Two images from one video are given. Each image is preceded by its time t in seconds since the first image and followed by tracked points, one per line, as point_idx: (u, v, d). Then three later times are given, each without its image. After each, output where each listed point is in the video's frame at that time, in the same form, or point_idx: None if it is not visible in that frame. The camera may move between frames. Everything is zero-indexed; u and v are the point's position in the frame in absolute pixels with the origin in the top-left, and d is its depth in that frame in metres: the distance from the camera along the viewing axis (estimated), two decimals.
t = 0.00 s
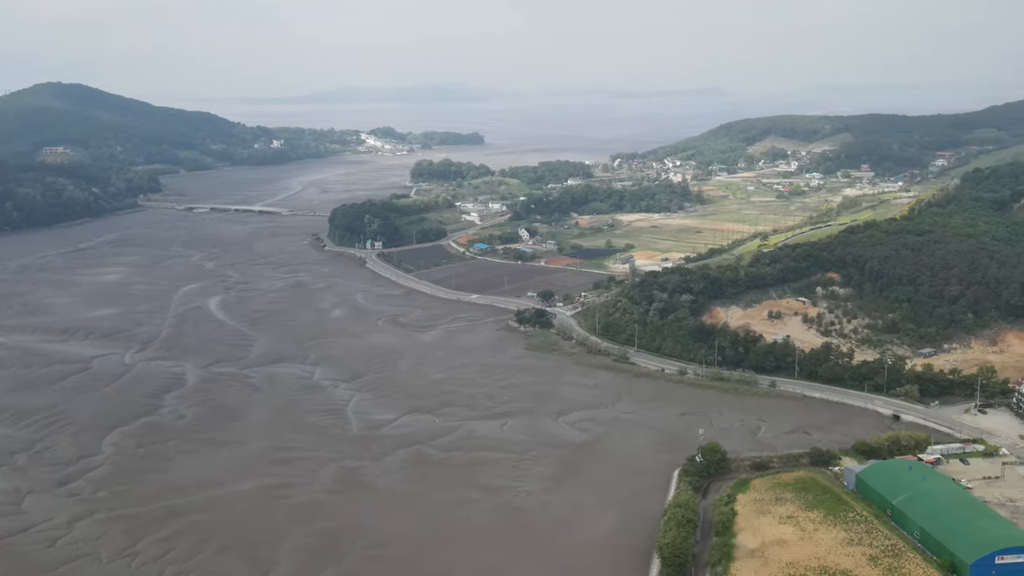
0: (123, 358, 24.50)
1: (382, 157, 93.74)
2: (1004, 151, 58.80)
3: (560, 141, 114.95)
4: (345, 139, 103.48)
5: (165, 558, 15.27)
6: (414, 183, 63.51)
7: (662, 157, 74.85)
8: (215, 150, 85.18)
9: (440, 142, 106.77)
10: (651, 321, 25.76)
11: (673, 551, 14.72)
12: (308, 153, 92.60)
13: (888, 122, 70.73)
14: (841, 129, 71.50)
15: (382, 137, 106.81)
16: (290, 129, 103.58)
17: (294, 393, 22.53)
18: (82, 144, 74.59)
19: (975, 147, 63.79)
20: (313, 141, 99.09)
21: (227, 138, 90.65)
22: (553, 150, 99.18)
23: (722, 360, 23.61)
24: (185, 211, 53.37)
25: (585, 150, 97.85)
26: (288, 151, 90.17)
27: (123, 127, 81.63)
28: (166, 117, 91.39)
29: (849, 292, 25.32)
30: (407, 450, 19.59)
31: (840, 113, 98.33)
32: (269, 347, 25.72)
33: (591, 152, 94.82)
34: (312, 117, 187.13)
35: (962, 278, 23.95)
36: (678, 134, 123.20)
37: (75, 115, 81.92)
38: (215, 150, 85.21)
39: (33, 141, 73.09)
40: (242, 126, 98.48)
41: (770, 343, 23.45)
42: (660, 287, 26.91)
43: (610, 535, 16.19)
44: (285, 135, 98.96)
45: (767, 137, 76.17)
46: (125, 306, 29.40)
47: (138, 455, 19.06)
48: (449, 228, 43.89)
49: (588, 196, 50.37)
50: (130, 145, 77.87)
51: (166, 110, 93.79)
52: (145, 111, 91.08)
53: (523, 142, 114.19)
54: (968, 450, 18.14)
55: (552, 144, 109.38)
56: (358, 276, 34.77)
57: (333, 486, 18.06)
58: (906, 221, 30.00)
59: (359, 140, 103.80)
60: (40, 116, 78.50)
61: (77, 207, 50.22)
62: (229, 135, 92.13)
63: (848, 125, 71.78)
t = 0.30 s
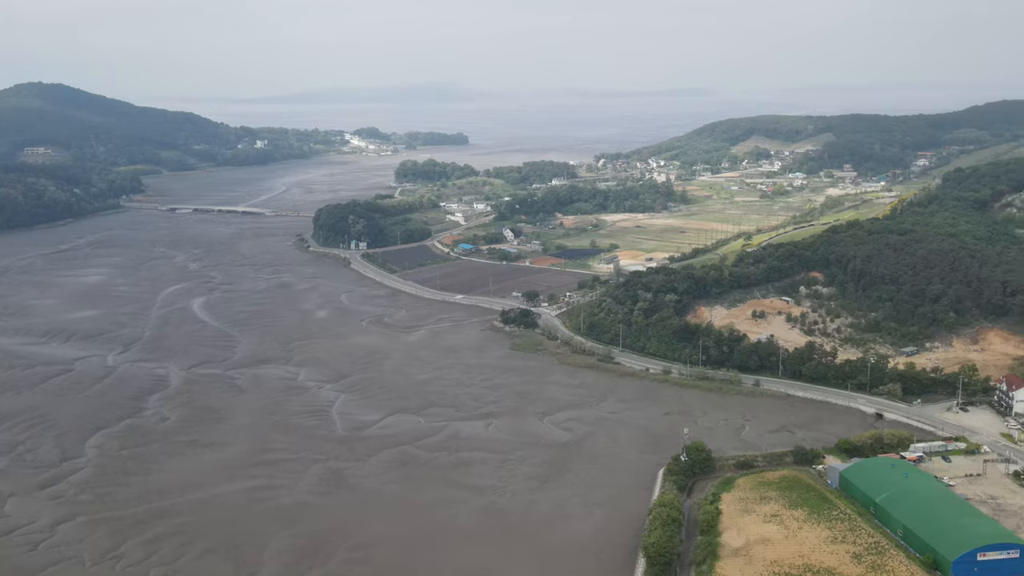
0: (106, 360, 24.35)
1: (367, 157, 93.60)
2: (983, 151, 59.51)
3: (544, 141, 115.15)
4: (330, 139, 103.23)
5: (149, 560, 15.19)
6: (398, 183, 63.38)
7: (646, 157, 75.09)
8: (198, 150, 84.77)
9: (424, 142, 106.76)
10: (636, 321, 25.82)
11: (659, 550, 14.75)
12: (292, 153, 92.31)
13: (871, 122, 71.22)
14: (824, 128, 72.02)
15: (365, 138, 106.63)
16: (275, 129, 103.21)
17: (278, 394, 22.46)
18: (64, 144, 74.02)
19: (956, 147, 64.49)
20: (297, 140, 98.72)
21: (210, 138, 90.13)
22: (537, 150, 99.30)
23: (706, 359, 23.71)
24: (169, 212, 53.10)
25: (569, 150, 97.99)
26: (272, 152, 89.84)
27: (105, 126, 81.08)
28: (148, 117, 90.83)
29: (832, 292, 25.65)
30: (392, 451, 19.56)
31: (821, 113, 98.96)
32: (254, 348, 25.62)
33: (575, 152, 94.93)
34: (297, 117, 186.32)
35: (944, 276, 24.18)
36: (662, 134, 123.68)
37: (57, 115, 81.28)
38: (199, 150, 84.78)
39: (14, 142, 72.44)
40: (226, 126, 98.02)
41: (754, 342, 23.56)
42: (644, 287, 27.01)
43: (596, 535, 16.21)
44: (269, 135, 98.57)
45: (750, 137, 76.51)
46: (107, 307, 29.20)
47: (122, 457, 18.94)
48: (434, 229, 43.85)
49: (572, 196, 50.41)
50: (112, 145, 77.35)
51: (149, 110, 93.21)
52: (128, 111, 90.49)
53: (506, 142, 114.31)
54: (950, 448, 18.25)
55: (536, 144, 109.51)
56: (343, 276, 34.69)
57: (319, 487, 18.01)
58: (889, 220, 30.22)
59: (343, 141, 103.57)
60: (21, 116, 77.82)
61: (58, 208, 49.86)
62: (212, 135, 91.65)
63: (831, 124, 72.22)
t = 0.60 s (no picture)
0: (88, 362, 24.19)
1: (350, 158, 93.37)
2: (963, 151, 60.17)
3: (529, 141, 115.30)
4: (313, 140, 102.90)
5: (132, 564, 15.10)
6: (382, 184, 63.25)
7: (630, 157, 75.28)
8: (181, 151, 84.29)
9: (408, 143, 106.66)
10: (620, 320, 25.87)
11: (644, 549, 14.79)
12: (275, 154, 91.98)
13: (853, 122, 71.71)
14: (806, 128, 72.48)
15: (349, 138, 106.38)
16: (258, 130, 102.76)
17: (263, 395, 22.38)
18: (44, 145, 73.44)
19: (936, 147, 65.15)
20: (280, 140, 98.31)
21: (192, 138, 89.60)
22: (521, 150, 99.35)
23: (690, 359, 23.78)
24: (151, 213, 52.77)
25: (554, 150, 98.12)
26: (255, 152, 89.44)
27: (86, 126, 80.46)
28: (130, 117, 90.28)
29: (815, 291, 25.83)
30: (377, 452, 19.53)
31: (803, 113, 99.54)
32: (238, 349, 25.52)
33: (559, 152, 95.00)
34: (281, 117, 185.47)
35: (925, 276, 24.39)
36: (647, 134, 124.09)
37: (37, 115, 80.60)
38: (181, 150, 84.32)
39: None
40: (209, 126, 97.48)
41: (738, 341, 23.66)
42: (628, 287, 27.07)
43: (581, 534, 16.23)
44: (253, 135, 98.05)
45: (733, 137, 76.81)
46: (89, 309, 29.00)
47: (104, 460, 18.83)
48: (419, 229, 43.81)
49: (557, 196, 50.45)
50: (94, 146, 76.76)
51: (131, 110, 92.58)
52: (110, 112, 89.90)
53: (491, 142, 114.39)
54: (932, 445, 18.38)
55: (521, 144, 109.54)
56: (327, 277, 34.60)
57: (304, 488, 17.96)
58: (870, 220, 30.40)
59: (326, 141, 103.25)
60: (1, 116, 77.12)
61: (39, 209, 49.48)
62: (195, 135, 91.18)
63: (813, 124, 72.65)
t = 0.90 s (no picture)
0: (72, 363, 24.04)
1: (335, 157, 93.16)
2: (945, 150, 60.73)
3: (514, 140, 115.43)
4: (298, 139, 102.54)
5: (116, 565, 15.01)
6: (367, 183, 63.11)
7: (615, 157, 75.39)
8: (165, 150, 83.79)
9: (393, 142, 106.52)
10: (606, 319, 25.91)
11: (629, 548, 14.82)
12: (259, 153, 91.64)
13: (836, 121, 72.15)
14: (790, 127, 72.85)
15: (333, 137, 106.10)
16: (243, 129, 102.32)
17: (248, 396, 22.29)
18: (26, 144, 72.91)
19: (918, 147, 65.74)
20: (265, 140, 97.85)
21: (176, 138, 89.04)
22: (507, 149, 99.35)
23: (675, 357, 23.84)
24: (134, 213, 52.44)
25: (539, 149, 98.21)
26: (238, 151, 89.00)
27: (69, 126, 79.97)
28: (113, 117, 89.75)
29: (799, 289, 26.01)
30: (363, 452, 19.49)
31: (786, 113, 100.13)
32: (223, 349, 25.42)
33: (544, 151, 95.07)
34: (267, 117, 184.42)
35: (908, 274, 24.60)
36: (632, 133, 124.37)
37: (18, 114, 79.96)
38: (164, 150, 83.87)
39: None
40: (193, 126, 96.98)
41: (723, 340, 23.74)
42: (613, 286, 27.12)
43: (567, 534, 16.24)
44: (237, 134, 97.58)
45: (717, 137, 77.07)
46: (72, 310, 28.81)
47: (88, 461, 18.71)
48: (404, 229, 43.71)
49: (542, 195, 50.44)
50: (76, 145, 76.17)
51: (114, 109, 92.00)
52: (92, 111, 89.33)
53: (476, 141, 114.47)
54: (915, 443, 18.49)
55: (506, 144, 109.61)
56: (312, 277, 34.50)
57: (289, 489, 17.91)
58: (854, 218, 30.58)
59: (311, 140, 102.92)
60: None
61: (21, 209, 49.14)
62: (179, 134, 90.73)
63: (796, 124, 73.02)
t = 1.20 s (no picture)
0: (56, 363, 23.89)
1: (320, 156, 92.91)
2: (928, 149, 61.25)
3: (500, 138, 115.46)
4: (283, 137, 102.13)
5: (101, 566, 14.93)
6: (353, 182, 62.95)
7: (601, 155, 75.47)
8: (149, 149, 83.23)
9: (379, 141, 106.35)
10: (592, 317, 25.94)
11: (616, 545, 14.87)
12: (244, 152, 91.25)
13: (820, 119, 72.54)
14: (775, 126, 73.18)
15: (319, 136, 105.82)
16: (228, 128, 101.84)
17: (233, 395, 22.21)
18: (8, 143, 72.32)
19: (902, 145, 66.31)
20: (251, 138, 97.41)
21: (160, 137, 88.40)
22: (492, 148, 99.36)
23: (662, 355, 23.90)
24: (118, 212, 52.08)
25: (525, 148, 98.17)
26: (223, 150, 88.56)
27: (52, 124, 79.39)
28: (96, 115, 89.11)
29: (784, 287, 26.22)
30: (349, 451, 19.45)
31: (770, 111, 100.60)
32: (209, 349, 25.32)
33: (531, 149, 95.10)
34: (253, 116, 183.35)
35: (892, 272, 24.81)
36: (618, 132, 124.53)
37: None
38: (148, 148, 83.37)
39: None
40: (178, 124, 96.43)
41: (709, 338, 23.84)
42: (600, 284, 27.17)
43: (554, 531, 16.28)
44: (222, 132, 97.08)
45: (702, 135, 77.27)
46: (55, 310, 28.63)
47: (72, 462, 18.62)
48: (390, 228, 43.64)
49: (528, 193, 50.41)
50: (59, 144, 75.53)
51: (97, 108, 91.37)
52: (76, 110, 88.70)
53: (462, 140, 114.43)
54: (900, 439, 18.61)
55: (493, 142, 109.60)
56: (298, 276, 34.39)
57: (276, 489, 17.86)
58: (839, 216, 30.79)
59: (296, 139, 102.55)
60: None
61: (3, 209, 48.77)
62: (163, 132, 90.23)
63: (781, 122, 73.36)
